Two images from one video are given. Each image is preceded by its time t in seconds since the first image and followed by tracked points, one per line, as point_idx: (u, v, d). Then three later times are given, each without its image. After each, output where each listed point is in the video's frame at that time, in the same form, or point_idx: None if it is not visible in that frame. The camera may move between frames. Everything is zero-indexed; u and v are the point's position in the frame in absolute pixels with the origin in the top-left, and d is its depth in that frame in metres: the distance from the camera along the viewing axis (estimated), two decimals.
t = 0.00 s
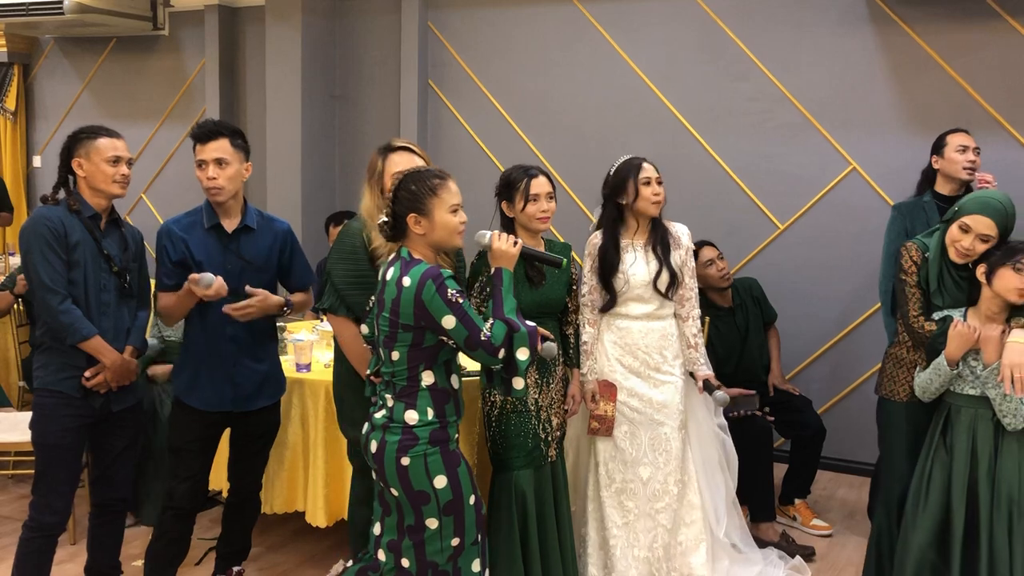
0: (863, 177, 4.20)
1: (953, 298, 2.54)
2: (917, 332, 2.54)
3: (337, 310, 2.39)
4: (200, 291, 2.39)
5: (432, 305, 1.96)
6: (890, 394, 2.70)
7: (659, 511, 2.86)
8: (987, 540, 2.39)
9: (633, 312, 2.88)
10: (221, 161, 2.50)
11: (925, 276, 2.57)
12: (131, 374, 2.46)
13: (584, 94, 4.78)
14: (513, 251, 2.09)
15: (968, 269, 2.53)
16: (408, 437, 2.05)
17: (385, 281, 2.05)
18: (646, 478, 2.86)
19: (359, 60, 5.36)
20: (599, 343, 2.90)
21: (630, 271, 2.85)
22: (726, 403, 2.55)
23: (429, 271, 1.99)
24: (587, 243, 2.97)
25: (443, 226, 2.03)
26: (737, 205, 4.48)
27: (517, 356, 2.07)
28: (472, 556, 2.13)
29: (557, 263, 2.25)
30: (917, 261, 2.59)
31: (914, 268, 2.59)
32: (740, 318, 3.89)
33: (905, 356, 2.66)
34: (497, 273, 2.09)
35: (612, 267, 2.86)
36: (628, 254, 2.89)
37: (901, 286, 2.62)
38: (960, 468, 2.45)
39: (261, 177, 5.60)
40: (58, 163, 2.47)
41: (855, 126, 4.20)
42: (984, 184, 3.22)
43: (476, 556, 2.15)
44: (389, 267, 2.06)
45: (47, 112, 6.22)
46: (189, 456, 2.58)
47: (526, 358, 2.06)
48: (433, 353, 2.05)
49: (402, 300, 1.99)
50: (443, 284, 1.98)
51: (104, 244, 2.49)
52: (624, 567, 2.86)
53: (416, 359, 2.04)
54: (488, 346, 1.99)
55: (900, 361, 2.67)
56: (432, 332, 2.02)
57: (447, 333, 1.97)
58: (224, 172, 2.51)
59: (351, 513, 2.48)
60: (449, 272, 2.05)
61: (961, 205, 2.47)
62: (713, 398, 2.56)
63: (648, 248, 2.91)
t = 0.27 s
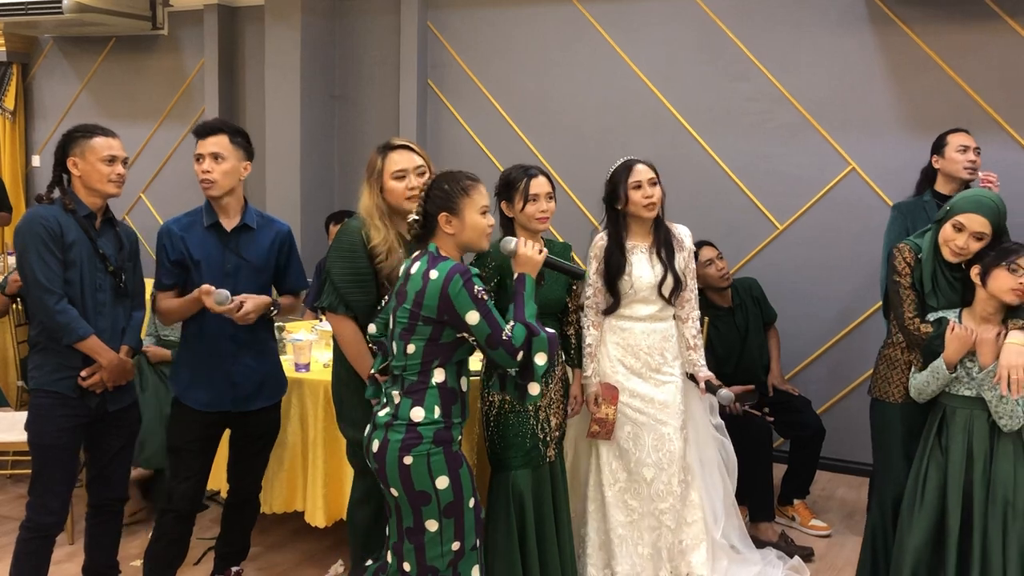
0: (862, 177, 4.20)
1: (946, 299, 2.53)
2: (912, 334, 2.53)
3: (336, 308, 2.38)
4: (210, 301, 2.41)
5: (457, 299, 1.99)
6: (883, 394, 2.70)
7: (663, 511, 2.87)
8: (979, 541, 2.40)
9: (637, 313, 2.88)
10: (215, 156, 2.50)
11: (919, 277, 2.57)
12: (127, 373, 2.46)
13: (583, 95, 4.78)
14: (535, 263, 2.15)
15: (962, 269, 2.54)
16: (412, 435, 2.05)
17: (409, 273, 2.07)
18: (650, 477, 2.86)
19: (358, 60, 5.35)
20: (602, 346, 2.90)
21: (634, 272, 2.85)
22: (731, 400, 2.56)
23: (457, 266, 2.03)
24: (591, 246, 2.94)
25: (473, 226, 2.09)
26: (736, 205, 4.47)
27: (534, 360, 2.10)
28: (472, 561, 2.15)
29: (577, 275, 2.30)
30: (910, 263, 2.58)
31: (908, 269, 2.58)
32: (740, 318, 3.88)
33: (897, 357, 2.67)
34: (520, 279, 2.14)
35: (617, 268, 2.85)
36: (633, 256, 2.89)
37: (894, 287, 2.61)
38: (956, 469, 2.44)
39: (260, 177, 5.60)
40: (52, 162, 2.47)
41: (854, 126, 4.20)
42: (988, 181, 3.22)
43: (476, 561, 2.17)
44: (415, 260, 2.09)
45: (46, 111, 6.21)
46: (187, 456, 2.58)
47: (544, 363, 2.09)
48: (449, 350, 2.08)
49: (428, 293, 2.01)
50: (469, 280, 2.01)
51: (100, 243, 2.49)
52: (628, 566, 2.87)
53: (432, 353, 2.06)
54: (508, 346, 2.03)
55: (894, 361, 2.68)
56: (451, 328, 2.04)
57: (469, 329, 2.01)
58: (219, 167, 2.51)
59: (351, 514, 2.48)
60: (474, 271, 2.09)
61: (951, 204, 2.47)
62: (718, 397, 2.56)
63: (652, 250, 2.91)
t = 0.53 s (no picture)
0: (861, 177, 4.20)
1: (951, 298, 2.54)
2: (921, 334, 2.52)
3: (337, 308, 2.38)
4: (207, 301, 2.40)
5: (471, 300, 2.02)
6: (890, 395, 2.69)
7: (665, 513, 2.85)
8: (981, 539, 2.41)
9: (644, 313, 2.89)
10: (233, 156, 2.52)
11: (923, 277, 2.57)
12: (123, 372, 2.45)
13: (583, 94, 4.77)
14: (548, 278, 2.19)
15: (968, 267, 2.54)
16: (409, 436, 2.04)
17: (422, 273, 2.09)
18: (653, 478, 2.85)
19: (357, 59, 5.35)
20: (609, 344, 2.90)
21: (642, 273, 2.86)
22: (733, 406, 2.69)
23: (473, 269, 2.06)
24: (599, 245, 2.96)
25: (491, 234, 2.13)
26: (734, 205, 4.47)
27: (540, 370, 2.14)
28: (465, 565, 2.15)
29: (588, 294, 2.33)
30: (913, 263, 2.59)
31: (912, 269, 2.58)
32: (738, 318, 3.88)
33: (905, 357, 2.65)
34: (532, 290, 2.17)
35: (624, 268, 2.87)
36: (640, 256, 2.90)
37: (900, 288, 2.61)
38: (961, 467, 2.45)
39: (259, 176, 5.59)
40: (45, 160, 2.46)
41: (853, 126, 4.20)
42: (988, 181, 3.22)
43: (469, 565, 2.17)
44: (429, 261, 2.11)
45: (44, 110, 6.20)
46: (186, 455, 2.58)
47: (549, 373, 2.13)
48: (455, 350, 2.09)
49: (441, 292, 2.03)
50: (485, 283, 2.04)
51: (94, 242, 2.48)
52: (628, 567, 2.86)
53: (438, 353, 2.07)
54: (516, 352, 2.06)
55: (902, 361, 2.66)
56: (460, 330, 2.07)
57: (478, 331, 2.04)
58: (235, 168, 2.53)
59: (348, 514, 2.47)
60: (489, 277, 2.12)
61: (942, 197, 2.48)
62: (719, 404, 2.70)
63: (660, 250, 2.91)
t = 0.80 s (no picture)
0: (860, 177, 4.20)
1: (959, 297, 2.54)
2: (932, 334, 2.55)
3: (340, 305, 2.39)
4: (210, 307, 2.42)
5: (476, 295, 2.03)
6: (908, 397, 2.69)
7: (672, 510, 2.88)
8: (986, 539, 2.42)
9: (654, 311, 2.89)
10: (243, 156, 2.55)
11: (929, 276, 2.57)
12: (123, 371, 2.46)
13: (582, 93, 4.77)
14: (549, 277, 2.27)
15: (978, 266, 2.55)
16: (413, 428, 2.06)
17: (428, 268, 2.11)
18: (661, 476, 2.88)
19: (357, 58, 5.35)
20: (625, 347, 2.92)
21: (650, 271, 2.86)
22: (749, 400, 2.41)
23: (478, 264, 2.08)
24: (607, 246, 2.96)
25: (495, 231, 2.14)
26: (733, 204, 4.48)
27: (542, 366, 2.19)
28: (461, 561, 2.15)
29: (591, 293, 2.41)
30: (921, 263, 2.60)
31: (920, 270, 2.60)
32: (735, 316, 3.92)
33: (919, 358, 2.66)
34: (535, 287, 2.25)
35: (633, 266, 2.87)
36: (649, 254, 2.90)
37: (910, 290, 2.62)
38: (974, 467, 2.45)
39: (258, 174, 5.59)
40: (41, 159, 2.46)
41: (852, 126, 4.21)
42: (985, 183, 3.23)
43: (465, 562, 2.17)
44: (435, 257, 2.14)
45: (43, 109, 6.20)
46: (186, 454, 2.58)
47: (550, 369, 2.18)
48: (459, 344, 2.11)
49: (446, 287, 2.05)
50: (489, 278, 2.06)
51: (91, 241, 2.48)
52: (637, 565, 2.88)
53: (442, 346, 2.09)
54: (519, 349, 2.09)
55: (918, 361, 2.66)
56: (464, 324, 2.08)
57: (482, 326, 2.05)
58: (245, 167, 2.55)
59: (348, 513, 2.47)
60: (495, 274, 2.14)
61: (945, 196, 2.50)
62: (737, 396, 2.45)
63: (667, 247, 2.91)
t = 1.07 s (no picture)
0: (861, 175, 4.20)
1: (969, 297, 2.56)
2: (945, 336, 2.56)
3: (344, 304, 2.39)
4: (212, 316, 2.43)
5: (478, 289, 2.05)
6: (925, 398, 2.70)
7: (683, 509, 2.89)
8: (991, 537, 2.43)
9: (668, 312, 2.90)
10: (234, 158, 2.54)
11: (939, 278, 2.59)
12: (124, 370, 2.46)
13: (583, 91, 4.77)
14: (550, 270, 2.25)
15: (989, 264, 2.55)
16: (415, 422, 2.06)
17: (428, 264, 2.12)
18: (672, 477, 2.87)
19: (358, 56, 5.34)
20: (637, 348, 2.92)
21: (660, 272, 2.87)
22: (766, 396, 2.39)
23: (478, 258, 2.09)
24: (615, 249, 2.96)
25: (492, 226, 2.15)
26: (734, 203, 4.48)
27: (545, 358, 2.19)
28: (462, 556, 2.15)
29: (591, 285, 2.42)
30: (932, 266, 2.62)
31: (931, 272, 2.62)
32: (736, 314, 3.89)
33: (937, 360, 2.67)
34: (535, 282, 2.24)
35: (642, 268, 2.87)
36: (658, 255, 2.90)
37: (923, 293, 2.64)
38: (989, 466, 2.44)
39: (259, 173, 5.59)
40: (41, 158, 2.45)
41: (853, 124, 4.20)
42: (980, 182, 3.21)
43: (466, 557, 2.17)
44: (435, 253, 2.14)
45: (44, 108, 6.20)
46: (187, 452, 2.58)
47: (554, 361, 2.18)
48: (460, 339, 2.11)
49: (448, 281, 2.06)
50: (489, 272, 2.07)
51: (91, 240, 2.48)
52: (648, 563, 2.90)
53: (444, 341, 2.09)
54: (521, 341, 2.10)
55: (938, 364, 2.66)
56: (466, 318, 2.10)
57: (484, 320, 2.06)
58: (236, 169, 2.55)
59: (351, 512, 2.48)
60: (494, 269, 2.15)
61: (951, 196, 2.53)
62: (754, 393, 2.43)
63: (676, 248, 2.91)
